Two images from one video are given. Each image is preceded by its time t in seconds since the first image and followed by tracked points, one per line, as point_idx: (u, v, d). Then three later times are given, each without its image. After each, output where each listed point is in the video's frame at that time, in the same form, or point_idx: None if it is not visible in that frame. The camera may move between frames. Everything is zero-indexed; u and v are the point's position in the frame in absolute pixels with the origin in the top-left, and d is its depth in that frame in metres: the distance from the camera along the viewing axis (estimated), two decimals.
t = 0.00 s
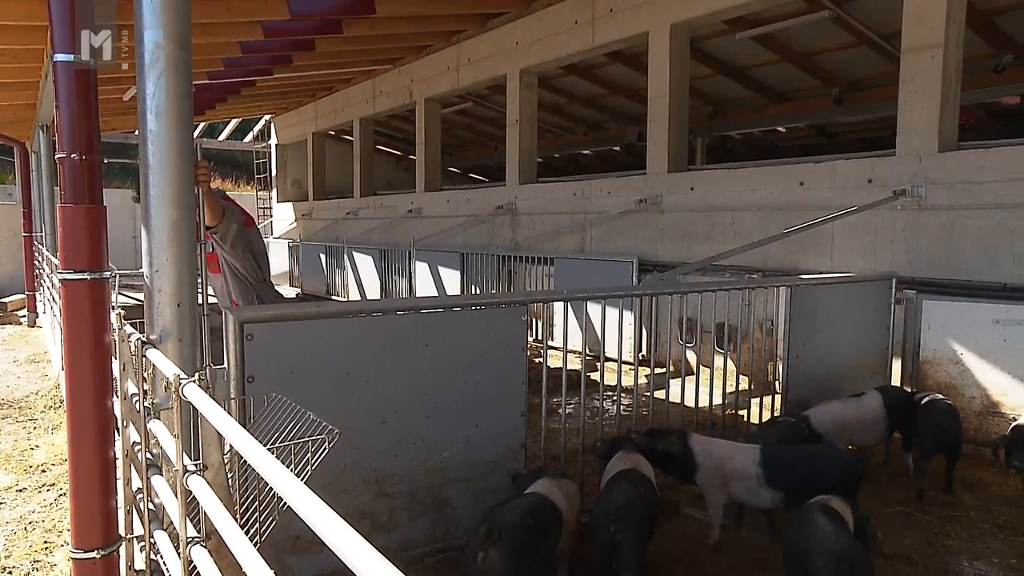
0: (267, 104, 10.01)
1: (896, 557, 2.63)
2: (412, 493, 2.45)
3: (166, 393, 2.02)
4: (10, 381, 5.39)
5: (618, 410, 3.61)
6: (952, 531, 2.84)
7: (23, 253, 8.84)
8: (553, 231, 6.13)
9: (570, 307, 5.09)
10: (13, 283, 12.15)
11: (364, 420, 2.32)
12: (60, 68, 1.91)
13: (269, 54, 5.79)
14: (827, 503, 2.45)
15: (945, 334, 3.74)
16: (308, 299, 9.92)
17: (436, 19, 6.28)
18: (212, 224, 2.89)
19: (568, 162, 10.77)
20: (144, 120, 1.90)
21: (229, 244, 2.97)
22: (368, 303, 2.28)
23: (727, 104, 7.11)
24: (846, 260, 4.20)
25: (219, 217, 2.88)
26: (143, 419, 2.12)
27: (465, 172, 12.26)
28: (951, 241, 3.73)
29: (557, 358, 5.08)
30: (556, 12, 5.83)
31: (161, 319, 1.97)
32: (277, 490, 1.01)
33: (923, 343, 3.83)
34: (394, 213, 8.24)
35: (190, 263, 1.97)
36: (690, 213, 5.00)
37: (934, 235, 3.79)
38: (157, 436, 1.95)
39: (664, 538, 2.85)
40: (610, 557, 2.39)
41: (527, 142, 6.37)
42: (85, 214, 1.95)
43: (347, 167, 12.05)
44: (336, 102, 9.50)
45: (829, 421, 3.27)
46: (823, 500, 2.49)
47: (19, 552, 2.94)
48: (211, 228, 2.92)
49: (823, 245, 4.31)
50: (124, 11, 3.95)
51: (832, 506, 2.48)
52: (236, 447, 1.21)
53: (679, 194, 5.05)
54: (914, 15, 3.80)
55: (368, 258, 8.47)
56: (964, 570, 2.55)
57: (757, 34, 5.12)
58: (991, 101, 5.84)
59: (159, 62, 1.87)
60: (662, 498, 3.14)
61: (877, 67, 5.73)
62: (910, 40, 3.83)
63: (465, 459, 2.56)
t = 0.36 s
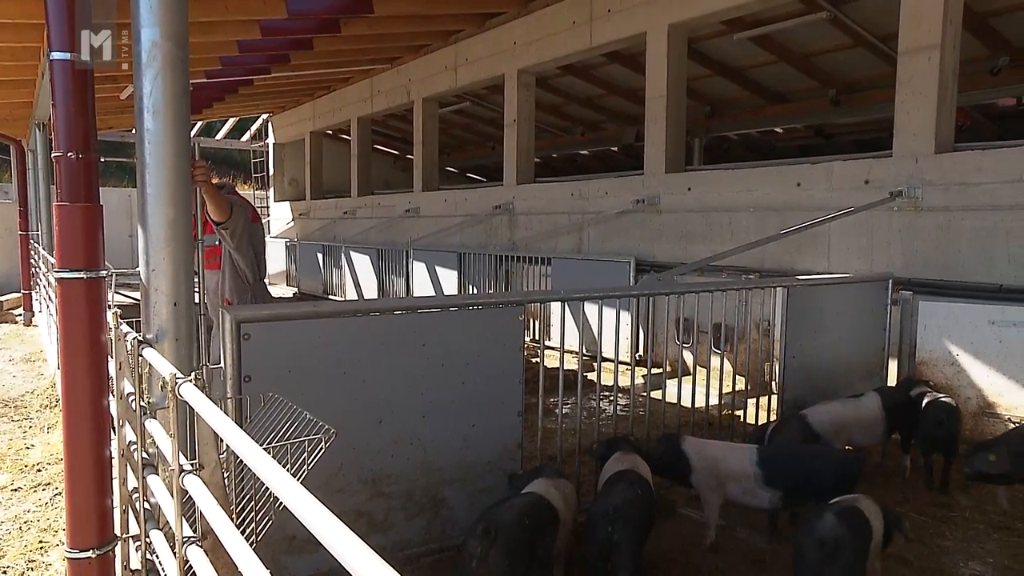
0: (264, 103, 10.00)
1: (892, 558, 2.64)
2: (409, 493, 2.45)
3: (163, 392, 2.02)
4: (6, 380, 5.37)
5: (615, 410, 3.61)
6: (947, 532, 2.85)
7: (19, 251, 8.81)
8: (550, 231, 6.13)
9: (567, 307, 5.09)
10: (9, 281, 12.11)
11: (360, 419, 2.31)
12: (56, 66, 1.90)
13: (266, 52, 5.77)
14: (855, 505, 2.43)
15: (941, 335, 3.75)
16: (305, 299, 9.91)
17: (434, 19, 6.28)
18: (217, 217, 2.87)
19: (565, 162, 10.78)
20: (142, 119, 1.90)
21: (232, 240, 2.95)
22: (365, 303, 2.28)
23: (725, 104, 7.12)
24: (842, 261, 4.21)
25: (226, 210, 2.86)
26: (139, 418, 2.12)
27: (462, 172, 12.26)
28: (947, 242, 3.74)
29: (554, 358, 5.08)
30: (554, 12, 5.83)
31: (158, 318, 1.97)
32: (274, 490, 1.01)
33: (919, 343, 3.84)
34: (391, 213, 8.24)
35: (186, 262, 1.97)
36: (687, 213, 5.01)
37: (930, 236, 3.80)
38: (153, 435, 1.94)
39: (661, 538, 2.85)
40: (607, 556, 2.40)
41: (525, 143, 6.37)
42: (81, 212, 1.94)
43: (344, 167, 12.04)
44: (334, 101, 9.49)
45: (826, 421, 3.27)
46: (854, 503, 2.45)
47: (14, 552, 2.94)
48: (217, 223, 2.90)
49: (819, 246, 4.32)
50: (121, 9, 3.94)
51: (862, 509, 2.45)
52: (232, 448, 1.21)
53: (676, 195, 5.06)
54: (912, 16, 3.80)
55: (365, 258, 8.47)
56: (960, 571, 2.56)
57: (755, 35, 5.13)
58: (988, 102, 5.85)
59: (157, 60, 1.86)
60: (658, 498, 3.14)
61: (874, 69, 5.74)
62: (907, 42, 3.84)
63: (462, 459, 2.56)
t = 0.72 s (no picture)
0: (267, 103, 10.02)
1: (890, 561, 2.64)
2: (409, 493, 2.45)
3: (164, 392, 2.02)
4: (7, 379, 5.37)
5: (615, 411, 3.61)
6: (946, 534, 2.85)
7: (21, 251, 8.83)
8: (551, 232, 6.13)
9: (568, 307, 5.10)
10: (10, 281, 12.12)
11: (361, 419, 2.31)
12: (58, 66, 1.90)
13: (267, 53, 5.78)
14: (866, 511, 2.45)
15: (943, 336, 3.74)
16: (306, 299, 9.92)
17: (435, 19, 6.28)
18: (225, 198, 2.81)
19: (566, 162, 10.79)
20: (143, 119, 1.90)
21: (242, 223, 2.89)
22: (366, 303, 2.28)
23: (726, 105, 7.11)
24: (844, 262, 4.21)
25: (234, 190, 2.81)
26: (140, 418, 2.12)
27: (464, 172, 12.26)
28: (948, 243, 3.74)
29: (554, 359, 5.07)
30: (555, 12, 5.83)
31: (159, 317, 1.97)
32: (275, 490, 1.00)
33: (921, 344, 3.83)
34: (392, 213, 8.25)
35: (188, 262, 1.97)
36: (688, 214, 5.00)
37: (931, 237, 3.80)
38: (154, 436, 1.95)
39: (662, 539, 2.84)
40: (608, 557, 2.40)
41: (526, 143, 6.37)
42: (83, 211, 1.94)
43: (345, 167, 12.05)
44: (335, 101, 9.50)
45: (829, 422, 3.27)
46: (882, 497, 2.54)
47: (15, 551, 2.94)
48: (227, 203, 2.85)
49: (821, 247, 4.32)
50: (123, 8, 3.94)
51: (873, 512, 2.45)
52: (233, 448, 1.21)
53: (677, 195, 5.05)
54: (913, 17, 3.80)
55: (366, 258, 8.47)
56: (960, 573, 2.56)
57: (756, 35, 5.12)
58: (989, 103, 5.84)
59: (159, 60, 1.86)
60: (659, 499, 3.14)
61: (875, 70, 5.73)
62: (909, 43, 3.84)
63: (462, 459, 2.56)
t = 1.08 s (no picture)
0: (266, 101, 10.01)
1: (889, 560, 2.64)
2: (404, 489, 2.45)
3: (163, 392, 2.02)
4: (6, 379, 5.37)
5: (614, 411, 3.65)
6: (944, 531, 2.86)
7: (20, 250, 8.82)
8: (550, 230, 6.13)
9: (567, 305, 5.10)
10: (9, 280, 12.11)
11: (356, 416, 2.31)
12: (56, 65, 1.90)
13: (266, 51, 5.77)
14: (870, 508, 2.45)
15: (942, 334, 3.74)
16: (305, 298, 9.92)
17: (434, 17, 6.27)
18: (226, 203, 2.83)
19: (565, 160, 10.79)
20: (142, 117, 1.89)
21: (244, 228, 2.90)
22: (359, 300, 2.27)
23: (725, 103, 7.11)
24: (843, 260, 4.20)
25: (236, 198, 2.83)
26: (140, 417, 2.12)
27: (463, 171, 12.26)
28: (948, 241, 3.73)
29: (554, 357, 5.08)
30: (554, 11, 5.83)
31: (158, 316, 1.97)
32: (276, 490, 1.00)
33: (921, 342, 3.83)
34: (391, 212, 8.24)
35: (186, 261, 1.97)
36: (688, 212, 5.00)
37: (931, 235, 3.80)
38: (154, 435, 1.94)
39: (662, 537, 2.84)
40: (608, 555, 2.40)
41: (525, 142, 6.36)
42: (81, 210, 1.94)
43: (344, 166, 12.04)
44: (334, 100, 9.48)
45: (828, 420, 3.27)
46: (896, 482, 2.60)
47: (15, 550, 2.94)
48: (228, 209, 2.86)
49: (820, 245, 4.31)
50: (123, 7, 3.93)
51: (875, 510, 2.45)
52: (233, 447, 1.20)
53: (677, 193, 5.05)
54: (914, 15, 3.79)
55: (365, 256, 8.47)
56: (960, 570, 2.56)
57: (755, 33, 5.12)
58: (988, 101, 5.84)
59: (157, 58, 1.86)
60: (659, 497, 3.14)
61: (874, 67, 5.73)
62: (908, 40, 3.83)
63: (457, 455, 2.56)
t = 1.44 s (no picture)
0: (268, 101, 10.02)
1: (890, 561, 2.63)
2: (390, 479, 2.45)
3: (164, 391, 2.03)
4: (7, 378, 5.37)
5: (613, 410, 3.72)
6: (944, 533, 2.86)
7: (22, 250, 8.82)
8: (551, 231, 6.12)
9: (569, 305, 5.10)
10: (10, 279, 12.12)
11: (343, 408, 2.32)
12: (57, 64, 1.90)
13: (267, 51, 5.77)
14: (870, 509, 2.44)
15: (943, 335, 3.73)
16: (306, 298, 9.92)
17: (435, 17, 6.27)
18: (225, 203, 2.84)
19: (566, 161, 10.79)
20: (143, 117, 1.89)
21: (242, 225, 2.89)
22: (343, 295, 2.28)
23: (726, 104, 7.10)
24: (844, 261, 4.20)
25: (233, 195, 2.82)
26: (141, 417, 2.12)
27: (464, 171, 12.26)
28: (950, 241, 3.73)
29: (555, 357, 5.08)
30: (555, 11, 5.83)
31: (159, 316, 1.97)
32: (277, 491, 1.00)
33: (921, 343, 3.82)
34: (392, 211, 8.24)
35: (187, 260, 1.97)
36: (688, 212, 5.00)
37: (933, 236, 3.79)
38: (154, 435, 1.95)
39: (662, 538, 2.84)
40: (608, 555, 2.40)
41: (526, 141, 6.36)
42: (82, 209, 1.94)
43: (345, 165, 12.05)
44: (336, 100, 9.48)
45: (829, 420, 3.27)
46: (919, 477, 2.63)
47: (16, 550, 2.95)
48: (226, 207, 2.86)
49: (821, 245, 4.31)
50: (124, 7, 3.93)
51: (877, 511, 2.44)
52: (234, 448, 1.20)
53: (678, 194, 5.05)
54: (917, 16, 3.78)
55: (366, 256, 8.48)
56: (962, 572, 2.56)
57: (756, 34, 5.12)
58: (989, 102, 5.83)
59: (158, 58, 1.86)
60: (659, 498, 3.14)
61: (876, 68, 5.72)
62: (910, 40, 3.83)
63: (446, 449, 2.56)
